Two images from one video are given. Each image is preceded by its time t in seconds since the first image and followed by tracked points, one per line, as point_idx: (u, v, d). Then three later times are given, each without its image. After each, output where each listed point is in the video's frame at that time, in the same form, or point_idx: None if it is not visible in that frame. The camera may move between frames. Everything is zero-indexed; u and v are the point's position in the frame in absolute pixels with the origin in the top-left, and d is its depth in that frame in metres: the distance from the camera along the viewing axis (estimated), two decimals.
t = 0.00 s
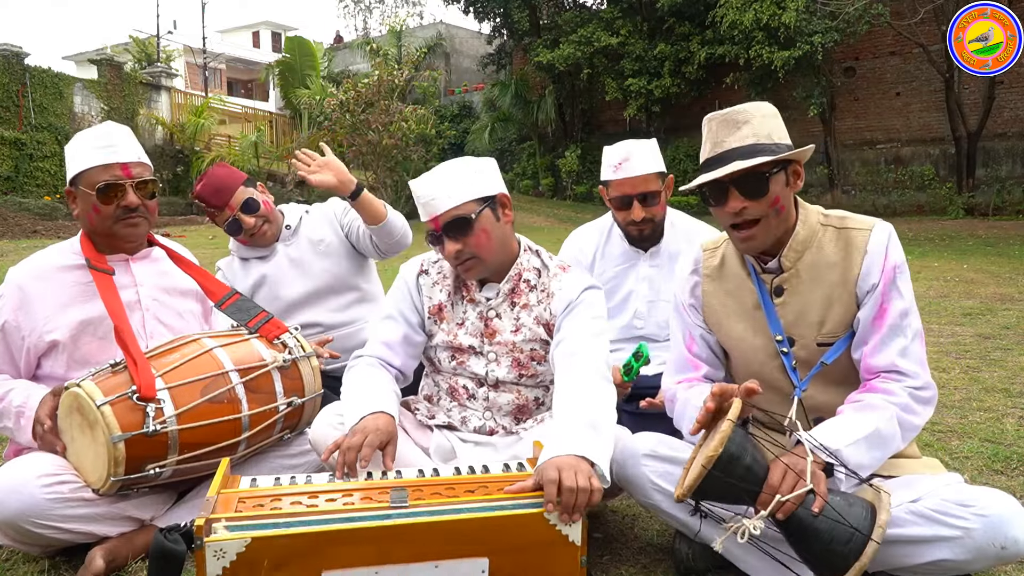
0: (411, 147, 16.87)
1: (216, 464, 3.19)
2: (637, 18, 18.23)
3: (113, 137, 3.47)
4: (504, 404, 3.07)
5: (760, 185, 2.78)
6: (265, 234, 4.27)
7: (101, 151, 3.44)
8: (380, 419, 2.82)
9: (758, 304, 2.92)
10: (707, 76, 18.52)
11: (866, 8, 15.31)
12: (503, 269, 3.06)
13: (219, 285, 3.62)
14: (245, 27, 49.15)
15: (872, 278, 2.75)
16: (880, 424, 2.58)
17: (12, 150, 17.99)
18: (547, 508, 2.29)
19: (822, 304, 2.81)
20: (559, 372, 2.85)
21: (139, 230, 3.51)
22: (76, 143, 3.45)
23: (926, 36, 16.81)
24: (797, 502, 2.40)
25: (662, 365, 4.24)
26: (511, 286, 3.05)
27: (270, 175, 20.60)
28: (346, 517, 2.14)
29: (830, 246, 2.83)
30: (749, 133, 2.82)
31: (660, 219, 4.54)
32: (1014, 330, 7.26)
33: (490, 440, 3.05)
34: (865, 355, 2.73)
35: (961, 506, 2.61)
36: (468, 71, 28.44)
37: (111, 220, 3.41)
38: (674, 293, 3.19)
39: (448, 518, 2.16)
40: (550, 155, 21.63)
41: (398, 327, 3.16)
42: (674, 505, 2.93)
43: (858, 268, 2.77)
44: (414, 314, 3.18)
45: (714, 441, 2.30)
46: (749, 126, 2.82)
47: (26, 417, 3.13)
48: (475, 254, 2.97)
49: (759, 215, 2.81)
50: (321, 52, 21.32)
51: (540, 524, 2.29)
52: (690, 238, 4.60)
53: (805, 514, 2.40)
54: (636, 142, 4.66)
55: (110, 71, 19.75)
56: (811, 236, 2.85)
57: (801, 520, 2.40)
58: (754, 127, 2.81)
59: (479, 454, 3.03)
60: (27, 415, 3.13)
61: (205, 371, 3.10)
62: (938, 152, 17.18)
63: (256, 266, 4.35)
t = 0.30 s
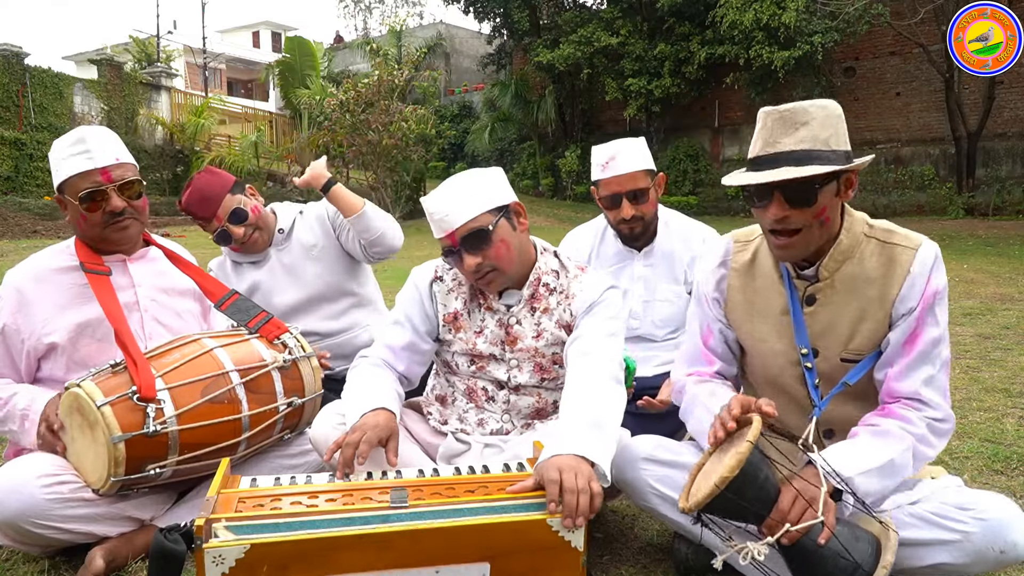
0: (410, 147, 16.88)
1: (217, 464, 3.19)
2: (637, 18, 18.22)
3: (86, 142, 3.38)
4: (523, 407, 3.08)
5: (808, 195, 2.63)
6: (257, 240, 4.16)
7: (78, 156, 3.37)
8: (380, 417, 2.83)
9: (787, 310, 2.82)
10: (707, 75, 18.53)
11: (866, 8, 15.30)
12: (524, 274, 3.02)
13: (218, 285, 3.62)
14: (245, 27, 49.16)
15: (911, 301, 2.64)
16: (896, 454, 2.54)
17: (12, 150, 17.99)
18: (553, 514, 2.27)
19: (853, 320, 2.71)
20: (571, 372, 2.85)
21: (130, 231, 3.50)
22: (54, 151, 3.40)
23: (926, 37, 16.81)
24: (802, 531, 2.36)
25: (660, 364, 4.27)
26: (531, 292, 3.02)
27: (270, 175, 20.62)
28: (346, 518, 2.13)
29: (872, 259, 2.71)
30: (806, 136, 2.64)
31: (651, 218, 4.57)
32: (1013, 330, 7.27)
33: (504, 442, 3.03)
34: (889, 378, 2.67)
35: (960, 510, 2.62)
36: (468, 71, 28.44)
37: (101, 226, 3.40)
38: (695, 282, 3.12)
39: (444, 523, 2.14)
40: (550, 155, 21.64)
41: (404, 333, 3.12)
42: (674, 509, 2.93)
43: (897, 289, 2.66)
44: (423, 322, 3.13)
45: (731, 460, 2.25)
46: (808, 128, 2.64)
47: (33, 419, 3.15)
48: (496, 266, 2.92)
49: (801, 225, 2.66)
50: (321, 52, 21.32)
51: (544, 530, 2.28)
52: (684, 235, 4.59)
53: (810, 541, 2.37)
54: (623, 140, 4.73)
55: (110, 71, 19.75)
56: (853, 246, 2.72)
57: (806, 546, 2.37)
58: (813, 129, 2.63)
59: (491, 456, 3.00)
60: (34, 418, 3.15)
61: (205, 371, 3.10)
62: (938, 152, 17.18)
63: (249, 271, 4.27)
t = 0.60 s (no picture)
0: (410, 147, 16.90)
1: (217, 464, 3.19)
2: (637, 18, 18.21)
3: (84, 142, 3.37)
4: (529, 408, 3.09)
5: (863, 206, 2.49)
6: (262, 246, 4.13)
7: (75, 156, 3.36)
8: (382, 418, 2.83)
9: (819, 312, 2.78)
10: (707, 76, 18.54)
11: (866, 8, 15.26)
12: (533, 277, 3.02)
13: (217, 285, 3.60)
14: (245, 27, 49.19)
15: (949, 321, 2.60)
16: (912, 472, 2.55)
17: (12, 150, 18.00)
18: (555, 517, 2.27)
19: (886, 332, 2.66)
20: (574, 373, 2.85)
21: (127, 231, 3.50)
22: (52, 152, 3.40)
23: (926, 36, 16.81)
24: (817, 540, 2.29)
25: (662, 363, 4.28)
26: (539, 295, 3.02)
27: (270, 175, 20.64)
28: (346, 518, 2.13)
29: (914, 272, 2.65)
30: (872, 143, 2.48)
31: (657, 217, 4.57)
32: (1013, 330, 7.26)
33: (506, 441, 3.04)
34: (913, 395, 2.64)
35: (959, 511, 2.62)
36: (468, 71, 28.45)
37: (97, 227, 3.40)
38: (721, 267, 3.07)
39: (444, 528, 2.13)
40: (550, 155, 21.65)
41: (408, 333, 3.11)
42: (673, 512, 2.93)
43: (937, 306, 2.61)
44: (426, 323, 3.12)
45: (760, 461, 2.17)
46: (877, 135, 2.47)
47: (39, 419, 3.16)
48: (507, 271, 2.91)
49: (849, 234, 2.55)
50: (321, 52, 21.32)
51: (545, 534, 2.26)
52: (686, 234, 4.59)
53: (823, 550, 2.30)
54: (630, 138, 4.74)
55: (110, 71, 19.76)
56: (897, 257, 2.66)
57: (821, 555, 2.31)
58: (882, 138, 2.47)
59: (493, 457, 3.01)
60: (40, 416, 3.16)
61: (205, 371, 3.10)
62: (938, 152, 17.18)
63: (251, 273, 4.25)
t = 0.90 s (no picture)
0: (410, 147, 16.91)
1: (216, 464, 3.19)
2: (637, 18, 18.21)
3: (100, 137, 3.41)
4: (516, 406, 3.10)
5: (916, 212, 2.48)
6: (285, 253, 4.16)
7: (90, 150, 3.39)
8: (381, 420, 2.82)
9: (848, 313, 2.76)
10: (707, 76, 18.55)
11: (866, 8, 15.22)
12: (525, 277, 3.00)
13: (217, 285, 3.61)
14: (245, 27, 49.19)
15: (979, 335, 2.62)
16: (920, 484, 2.57)
17: (12, 150, 18.00)
18: (555, 518, 2.26)
19: (911, 342, 2.67)
20: (570, 377, 2.86)
21: (129, 230, 3.49)
22: (68, 145, 3.43)
23: (925, 36, 16.82)
24: (820, 547, 2.30)
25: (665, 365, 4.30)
26: (528, 297, 3.02)
27: (270, 175, 20.65)
28: (346, 519, 2.13)
29: (949, 283, 2.65)
30: (938, 150, 2.46)
31: (668, 216, 4.58)
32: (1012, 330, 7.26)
33: (494, 442, 3.04)
34: (931, 406, 2.66)
35: (960, 513, 2.61)
36: (468, 71, 28.45)
37: (100, 221, 3.39)
38: (752, 259, 3.02)
39: (446, 528, 2.13)
40: (550, 155, 21.65)
41: (405, 331, 3.11)
42: (673, 514, 2.93)
43: (967, 320, 2.62)
44: (423, 320, 3.13)
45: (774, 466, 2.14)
46: (944, 142, 2.46)
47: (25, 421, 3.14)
48: (498, 280, 2.92)
49: (897, 239, 2.54)
50: (321, 52, 21.32)
51: (545, 535, 2.26)
52: (692, 237, 4.58)
53: (825, 559, 2.30)
54: (650, 136, 4.78)
55: (110, 71, 19.76)
56: (935, 267, 2.65)
57: (819, 564, 2.31)
58: (948, 146, 2.46)
59: (484, 456, 3.02)
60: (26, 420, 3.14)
61: (205, 371, 3.10)
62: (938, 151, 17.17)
63: (271, 275, 4.26)
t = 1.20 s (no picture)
0: (410, 147, 16.91)
1: (216, 464, 3.19)
2: (637, 18, 18.21)
3: (119, 137, 3.46)
4: (493, 401, 3.10)
5: (952, 206, 2.48)
6: (320, 246, 4.24)
7: (107, 148, 3.42)
8: (382, 421, 2.82)
9: (870, 305, 2.75)
10: (706, 76, 18.57)
11: (866, 8, 15.14)
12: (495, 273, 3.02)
13: (219, 287, 3.62)
14: (245, 28, 49.19)
15: (998, 338, 2.62)
16: (931, 476, 2.57)
17: (12, 149, 18.00)
18: (555, 518, 2.27)
19: (930, 338, 2.67)
20: (555, 377, 2.85)
21: (137, 230, 3.48)
22: (87, 141, 3.46)
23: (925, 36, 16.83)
24: (837, 519, 2.25)
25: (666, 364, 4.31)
26: (499, 289, 3.05)
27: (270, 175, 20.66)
28: (346, 519, 2.14)
29: (973, 284, 2.65)
30: (981, 147, 2.45)
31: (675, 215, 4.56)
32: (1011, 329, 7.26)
33: (481, 438, 3.06)
34: (945, 404, 2.66)
35: (960, 514, 2.61)
36: (468, 71, 28.46)
37: (111, 217, 3.39)
38: (774, 245, 3.02)
39: (447, 528, 2.13)
40: (550, 154, 21.65)
41: (394, 323, 3.13)
42: (673, 516, 2.92)
43: (988, 323, 2.62)
44: (407, 309, 3.15)
45: (803, 431, 2.09)
46: (988, 140, 2.45)
47: (17, 420, 3.10)
48: (485, 268, 2.94)
49: (927, 230, 2.54)
50: (321, 52, 21.32)
51: (545, 535, 2.26)
52: (696, 237, 4.58)
53: (842, 531, 2.25)
54: (662, 134, 4.73)
55: (110, 71, 19.76)
56: (961, 267, 2.65)
57: (836, 537, 2.25)
58: (992, 144, 2.45)
59: (472, 453, 3.05)
60: (17, 419, 3.11)
61: (205, 371, 3.10)
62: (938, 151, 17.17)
63: (303, 265, 4.35)
